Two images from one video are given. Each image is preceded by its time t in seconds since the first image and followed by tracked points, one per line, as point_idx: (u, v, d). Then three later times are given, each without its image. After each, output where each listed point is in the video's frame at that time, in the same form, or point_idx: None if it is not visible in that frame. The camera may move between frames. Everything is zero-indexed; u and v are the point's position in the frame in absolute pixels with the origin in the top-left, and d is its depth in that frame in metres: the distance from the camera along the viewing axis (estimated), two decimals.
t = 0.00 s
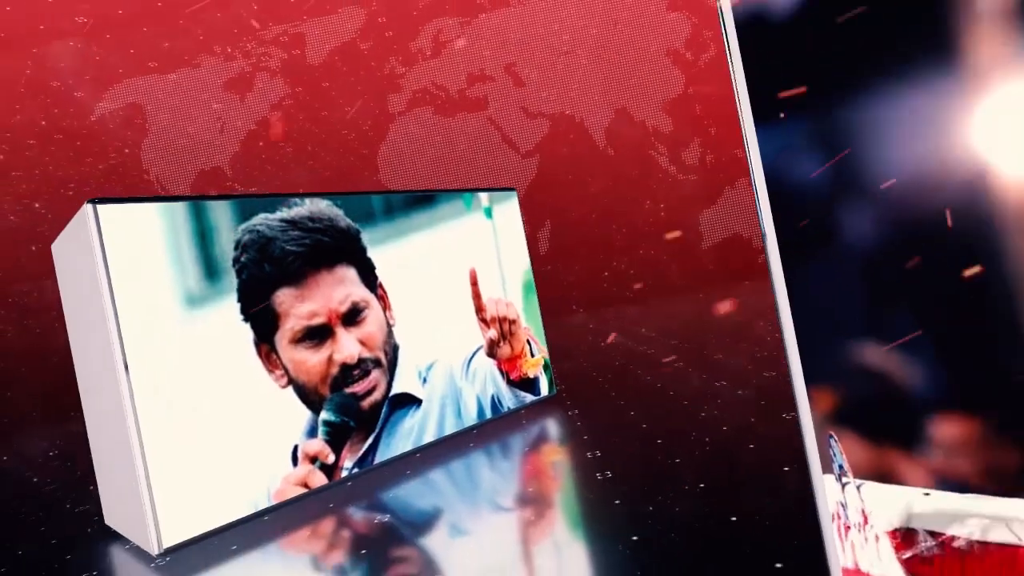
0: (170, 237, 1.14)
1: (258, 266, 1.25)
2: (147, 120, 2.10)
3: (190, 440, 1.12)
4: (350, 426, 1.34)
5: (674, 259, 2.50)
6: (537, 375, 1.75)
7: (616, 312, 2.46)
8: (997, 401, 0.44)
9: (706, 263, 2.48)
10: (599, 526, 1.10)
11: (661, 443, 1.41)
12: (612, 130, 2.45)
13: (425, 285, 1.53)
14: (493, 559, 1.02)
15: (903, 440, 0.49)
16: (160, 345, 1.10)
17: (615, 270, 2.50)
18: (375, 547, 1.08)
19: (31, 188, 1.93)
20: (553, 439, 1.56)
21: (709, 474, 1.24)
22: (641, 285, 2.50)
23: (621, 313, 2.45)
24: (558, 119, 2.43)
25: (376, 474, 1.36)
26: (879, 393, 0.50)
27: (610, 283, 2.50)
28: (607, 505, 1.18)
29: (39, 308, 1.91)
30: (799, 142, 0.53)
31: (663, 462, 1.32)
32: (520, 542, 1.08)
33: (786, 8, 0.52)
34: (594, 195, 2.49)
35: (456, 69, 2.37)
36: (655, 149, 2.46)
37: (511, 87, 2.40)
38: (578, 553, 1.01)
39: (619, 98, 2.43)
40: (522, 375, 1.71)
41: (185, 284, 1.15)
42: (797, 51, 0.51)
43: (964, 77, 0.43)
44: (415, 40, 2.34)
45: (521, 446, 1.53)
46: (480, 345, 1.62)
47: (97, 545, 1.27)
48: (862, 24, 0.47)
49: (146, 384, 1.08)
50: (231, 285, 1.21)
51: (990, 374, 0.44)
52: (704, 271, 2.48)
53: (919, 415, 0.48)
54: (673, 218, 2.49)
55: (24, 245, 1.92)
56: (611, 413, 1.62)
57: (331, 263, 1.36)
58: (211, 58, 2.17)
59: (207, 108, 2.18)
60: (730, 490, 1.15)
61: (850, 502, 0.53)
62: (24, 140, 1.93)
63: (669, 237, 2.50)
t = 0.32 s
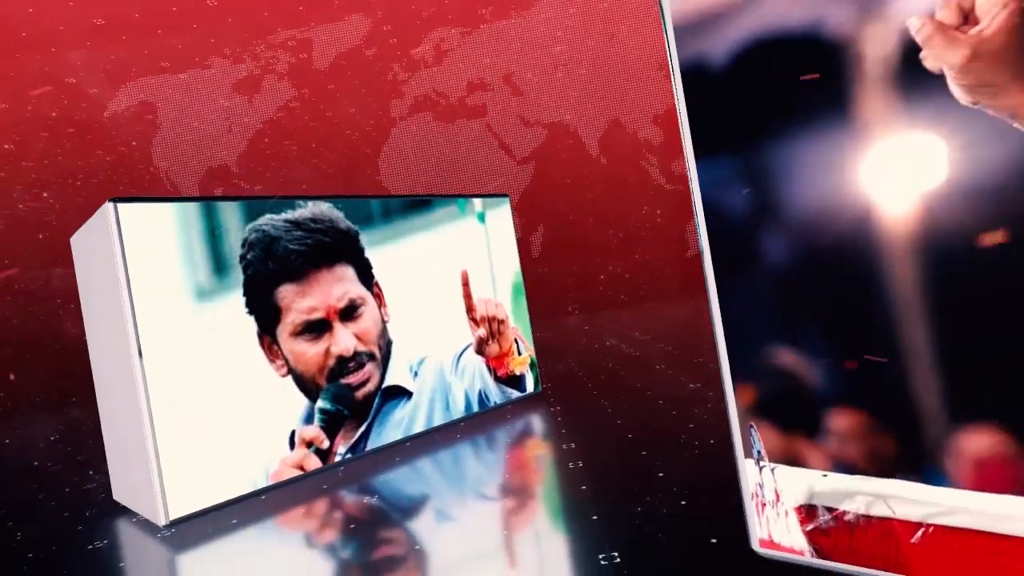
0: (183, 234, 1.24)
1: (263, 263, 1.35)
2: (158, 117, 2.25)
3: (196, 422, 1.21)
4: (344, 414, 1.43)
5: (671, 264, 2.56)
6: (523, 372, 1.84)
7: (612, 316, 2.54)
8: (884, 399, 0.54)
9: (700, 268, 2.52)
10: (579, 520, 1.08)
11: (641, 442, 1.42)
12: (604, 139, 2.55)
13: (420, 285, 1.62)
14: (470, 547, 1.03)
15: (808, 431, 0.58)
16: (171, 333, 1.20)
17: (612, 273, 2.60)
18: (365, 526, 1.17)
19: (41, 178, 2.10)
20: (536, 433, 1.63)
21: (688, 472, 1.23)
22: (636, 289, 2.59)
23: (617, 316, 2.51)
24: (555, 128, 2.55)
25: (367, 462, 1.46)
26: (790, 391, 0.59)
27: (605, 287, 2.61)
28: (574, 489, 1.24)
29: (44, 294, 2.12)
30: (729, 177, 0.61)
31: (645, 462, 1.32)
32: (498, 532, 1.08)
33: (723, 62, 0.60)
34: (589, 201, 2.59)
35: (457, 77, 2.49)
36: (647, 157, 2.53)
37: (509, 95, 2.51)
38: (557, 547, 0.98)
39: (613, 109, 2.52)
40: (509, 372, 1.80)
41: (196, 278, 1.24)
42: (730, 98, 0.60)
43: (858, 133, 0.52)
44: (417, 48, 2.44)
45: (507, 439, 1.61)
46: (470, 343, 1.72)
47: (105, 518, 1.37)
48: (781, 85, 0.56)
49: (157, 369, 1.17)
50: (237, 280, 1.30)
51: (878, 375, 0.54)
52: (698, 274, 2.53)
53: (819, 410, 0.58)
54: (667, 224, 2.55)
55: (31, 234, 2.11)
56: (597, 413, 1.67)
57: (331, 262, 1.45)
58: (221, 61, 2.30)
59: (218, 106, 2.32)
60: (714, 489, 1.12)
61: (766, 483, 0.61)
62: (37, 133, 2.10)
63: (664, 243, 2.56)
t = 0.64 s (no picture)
0: (193, 231, 1.32)
1: (266, 260, 1.43)
2: (167, 117, 2.40)
3: (199, 407, 1.29)
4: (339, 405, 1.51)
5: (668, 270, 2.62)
6: (513, 370, 1.92)
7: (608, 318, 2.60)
8: (811, 397, 0.62)
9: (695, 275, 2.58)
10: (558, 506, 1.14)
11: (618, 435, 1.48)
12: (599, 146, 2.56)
13: (415, 284, 1.70)
14: (459, 535, 1.06)
15: (746, 423, 0.66)
16: (180, 324, 1.27)
17: (608, 275, 2.68)
18: (357, 509, 1.25)
19: (45, 167, 2.32)
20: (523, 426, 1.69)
21: (663, 467, 1.26)
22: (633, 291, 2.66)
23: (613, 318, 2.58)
24: (550, 134, 2.57)
25: (361, 450, 1.53)
26: (733, 388, 0.67)
27: (605, 288, 2.67)
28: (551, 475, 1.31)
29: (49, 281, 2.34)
30: (685, 196, 0.69)
31: (625, 456, 1.37)
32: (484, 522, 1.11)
33: (680, 95, 0.68)
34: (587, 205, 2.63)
35: (457, 83, 2.57)
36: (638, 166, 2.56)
37: (508, 102, 2.56)
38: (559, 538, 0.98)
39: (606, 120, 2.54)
40: (499, 369, 1.88)
41: (204, 273, 1.32)
42: (685, 127, 0.68)
43: (793, 164, 0.60)
44: (420, 55, 2.56)
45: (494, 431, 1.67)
46: (461, 341, 1.80)
47: (116, 495, 1.48)
48: (730, 119, 0.64)
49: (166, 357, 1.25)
50: (242, 276, 1.38)
51: (807, 375, 0.62)
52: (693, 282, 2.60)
53: (758, 404, 0.65)
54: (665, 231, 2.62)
55: (40, 224, 2.33)
56: (580, 409, 1.74)
57: (331, 261, 1.53)
58: (229, 63, 2.45)
59: (225, 107, 2.44)
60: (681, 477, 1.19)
61: (711, 469, 0.69)
62: (47, 128, 2.33)
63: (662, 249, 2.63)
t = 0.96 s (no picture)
0: (203, 228, 1.41)
1: (270, 257, 1.52)
2: (178, 116, 2.51)
3: (204, 393, 1.38)
4: (335, 394, 1.61)
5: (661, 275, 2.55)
6: (501, 367, 2.01)
7: (602, 322, 2.58)
8: (742, 393, 0.71)
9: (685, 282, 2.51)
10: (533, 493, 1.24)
11: (596, 430, 1.56)
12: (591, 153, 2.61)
13: (410, 282, 1.80)
14: (446, 522, 1.13)
15: (690, 415, 0.75)
16: (189, 314, 1.37)
17: (604, 280, 2.60)
18: (348, 491, 1.34)
19: (54, 157, 2.36)
20: (509, 421, 1.77)
21: (630, 460, 1.35)
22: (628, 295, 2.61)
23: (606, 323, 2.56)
24: (547, 140, 2.65)
25: (354, 437, 1.62)
26: (679, 384, 0.76)
27: (600, 292, 2.62)
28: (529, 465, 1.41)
29: (51, 269, 2.35)
30: (643, 213, 0.78)
31: (597, 449, 1.45)
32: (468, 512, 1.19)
33: (641, 124, 0.77)
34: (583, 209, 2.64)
35: (457, 89, 2.66)
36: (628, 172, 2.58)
37: (505, 109, 2.66)
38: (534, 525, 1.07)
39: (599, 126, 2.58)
40: (488, 365, 1.97)
41: (213, 267, 1.41)
42: (643, 153, 0.77)
43: (733, 189, 0.69)
44: (422, 61, 2.64)
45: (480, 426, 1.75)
46: (452, 338, 1.89)
47: (123, 476, 1.57)
48: (680, 147, 0.73)
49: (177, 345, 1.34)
50: (247, 271, 1.47)
51: (740, 373, 0.71)
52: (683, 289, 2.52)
53: (700, 399, 0.74)
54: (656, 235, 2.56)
55: (46, 212, 2.35)
56: (564, 404, 1.82)
57: (331, 259, 1.63)
58: (239, 64, 2.55)
59: (235, 105, 2.57)
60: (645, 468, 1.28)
61: (660, 455, 0.78)
62: (59, 120, 2.37)
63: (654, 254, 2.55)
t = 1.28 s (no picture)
0: (211, 225, 1.50)
1: (273, 253, 1.61)
2: (186, 111, 2.60)
3: (208, 379, 1.47)
4: (331, 384, 1.70)
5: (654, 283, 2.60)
6: (490, 364, 2.10)
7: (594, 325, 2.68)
8: (690, 388, 0.80)
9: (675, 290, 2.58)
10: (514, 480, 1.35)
11: (576, 428, 1.65)
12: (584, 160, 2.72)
13: (405, 281, 1.89)
14: (431, 510, 1.22)
15: (646, 407, 0.84)
16: (196, 306, 1.46)
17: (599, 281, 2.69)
18: (341, 476, 1.43)
19: (64, 149, 2.47)
20: (497, 416, 1.86)
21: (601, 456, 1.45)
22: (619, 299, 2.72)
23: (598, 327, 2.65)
24: (543, 147, 2.75)
25: (349, 425, 1.72)
26: (638, 378, 0.85)
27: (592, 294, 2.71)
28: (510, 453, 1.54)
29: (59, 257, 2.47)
30: (611, 226, 0.87)
31: (573, 443, 1.56)
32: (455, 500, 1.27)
33: (610, 145, 0.86)
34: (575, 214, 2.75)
35: (458, 95, 2.75)
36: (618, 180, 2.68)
37: (504, 116, 2.74)
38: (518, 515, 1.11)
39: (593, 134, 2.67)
40: (478, 361, 2.06)
41: (220, 261, 1.50)
42: (612, 172, 0.86)
43: (686, 208, 0.79)
44: (425, 67, 2.73)
45: (469, 419, 1.83)
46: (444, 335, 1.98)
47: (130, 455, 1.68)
48: (643, 169, 0.82)
49: (183, 334, 1.43)
50: (252, 265, 1.56)
51: (689, 371, 0.80)
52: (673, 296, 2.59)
53: (654, 392, 0.83)
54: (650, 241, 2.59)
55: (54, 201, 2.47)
56: (550, 402, 1.91)
57: (331, 256, 1.72)
58: (248, 65, 2.64)
59: (241, 104, 2.65)
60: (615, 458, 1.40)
61: (620, 442, 0.87)
62: (72, 113, 2.47)
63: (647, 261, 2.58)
